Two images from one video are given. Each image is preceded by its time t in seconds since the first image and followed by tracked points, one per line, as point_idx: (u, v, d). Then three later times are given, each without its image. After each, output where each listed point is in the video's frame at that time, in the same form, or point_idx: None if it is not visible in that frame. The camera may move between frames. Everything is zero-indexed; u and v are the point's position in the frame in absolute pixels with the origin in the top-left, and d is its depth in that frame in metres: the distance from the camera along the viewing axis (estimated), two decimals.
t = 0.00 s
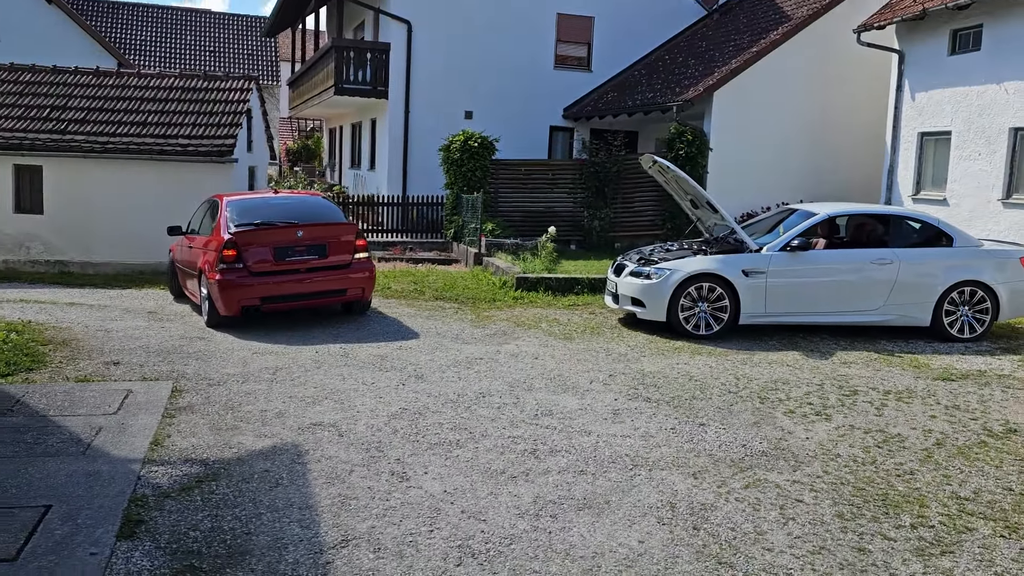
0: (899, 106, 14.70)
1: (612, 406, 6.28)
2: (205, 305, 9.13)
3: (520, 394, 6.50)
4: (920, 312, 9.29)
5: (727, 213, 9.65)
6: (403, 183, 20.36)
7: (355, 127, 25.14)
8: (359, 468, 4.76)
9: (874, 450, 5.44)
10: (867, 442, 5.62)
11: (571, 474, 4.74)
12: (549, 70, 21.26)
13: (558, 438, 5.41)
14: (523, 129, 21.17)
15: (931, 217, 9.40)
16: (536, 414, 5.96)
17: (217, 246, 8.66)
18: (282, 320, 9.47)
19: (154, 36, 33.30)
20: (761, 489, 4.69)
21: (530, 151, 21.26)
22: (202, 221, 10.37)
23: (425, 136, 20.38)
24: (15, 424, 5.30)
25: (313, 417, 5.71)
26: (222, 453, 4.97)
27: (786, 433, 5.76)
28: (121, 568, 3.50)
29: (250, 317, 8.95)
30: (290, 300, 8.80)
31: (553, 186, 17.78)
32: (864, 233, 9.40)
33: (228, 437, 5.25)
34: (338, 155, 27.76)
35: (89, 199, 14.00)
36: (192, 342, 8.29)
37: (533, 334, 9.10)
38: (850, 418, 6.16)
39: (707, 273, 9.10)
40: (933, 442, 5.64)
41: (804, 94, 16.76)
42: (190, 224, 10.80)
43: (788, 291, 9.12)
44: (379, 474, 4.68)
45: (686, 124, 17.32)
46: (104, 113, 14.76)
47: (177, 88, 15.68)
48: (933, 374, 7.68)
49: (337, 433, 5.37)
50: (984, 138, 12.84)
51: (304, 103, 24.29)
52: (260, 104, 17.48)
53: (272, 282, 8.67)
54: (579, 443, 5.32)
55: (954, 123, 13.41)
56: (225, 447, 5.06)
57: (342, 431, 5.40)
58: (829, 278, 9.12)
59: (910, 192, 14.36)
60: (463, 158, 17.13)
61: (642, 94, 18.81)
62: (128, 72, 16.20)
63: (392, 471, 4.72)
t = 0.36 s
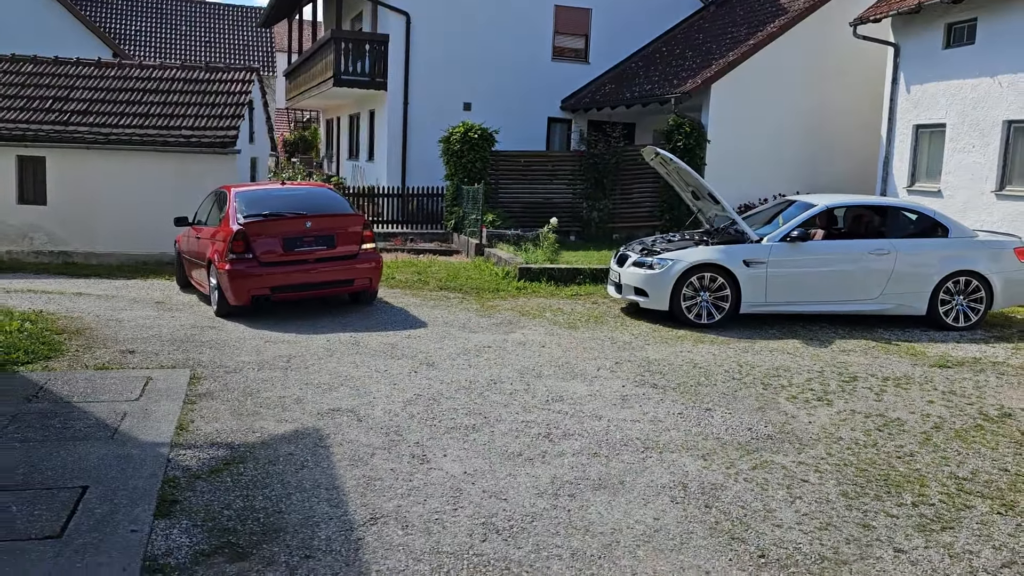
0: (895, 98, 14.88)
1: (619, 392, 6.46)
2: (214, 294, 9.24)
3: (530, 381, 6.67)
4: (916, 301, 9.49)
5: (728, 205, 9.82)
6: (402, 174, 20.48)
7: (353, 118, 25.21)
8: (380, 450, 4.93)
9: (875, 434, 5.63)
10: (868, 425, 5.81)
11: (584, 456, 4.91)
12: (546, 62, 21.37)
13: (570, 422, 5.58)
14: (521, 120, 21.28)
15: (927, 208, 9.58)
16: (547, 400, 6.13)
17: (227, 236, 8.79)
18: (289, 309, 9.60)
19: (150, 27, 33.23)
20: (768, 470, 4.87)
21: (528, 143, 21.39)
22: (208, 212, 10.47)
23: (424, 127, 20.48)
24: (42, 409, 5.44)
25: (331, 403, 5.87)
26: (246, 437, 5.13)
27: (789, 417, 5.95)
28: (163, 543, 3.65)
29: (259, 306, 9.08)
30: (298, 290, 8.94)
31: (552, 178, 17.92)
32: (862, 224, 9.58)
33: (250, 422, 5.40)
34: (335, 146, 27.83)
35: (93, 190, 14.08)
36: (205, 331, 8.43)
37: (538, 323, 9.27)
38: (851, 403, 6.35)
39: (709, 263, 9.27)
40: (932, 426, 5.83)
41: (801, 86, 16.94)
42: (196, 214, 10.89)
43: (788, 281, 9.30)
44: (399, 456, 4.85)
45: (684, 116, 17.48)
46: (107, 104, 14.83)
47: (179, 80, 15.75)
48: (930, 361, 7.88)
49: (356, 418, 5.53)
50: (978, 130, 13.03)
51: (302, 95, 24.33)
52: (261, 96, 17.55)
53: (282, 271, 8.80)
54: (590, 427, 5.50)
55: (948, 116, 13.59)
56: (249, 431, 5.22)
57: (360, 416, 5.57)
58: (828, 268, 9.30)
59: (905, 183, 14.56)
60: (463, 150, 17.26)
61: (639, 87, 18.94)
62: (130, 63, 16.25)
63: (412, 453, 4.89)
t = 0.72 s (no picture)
0: (888, 92, 15.08)
1: (625, 380, 6.63)
2: (220, 285, 9.36)
3: (538, 370, 6.84)
4: (910, 292, 9.70)
5: (726, 197, 9.98)
6: (397, 167, 20.58)
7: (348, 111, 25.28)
8: (398, 436, 5.09)
9: (873, 419, 5.82)
10: (866, 411, 6.01)
11: (595, 441, 5.09)
12: (541, 55, 21.48)
13: (579, 409, 5.76)
14: (516, 113, 21.39)
15: (921, 201, 9.78)
16: (556, 387, 6.30)
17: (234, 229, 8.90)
18: (294, 301, 9.73)
19: (142, 18, 33.12)
20: (772, 453, 5.05)
21: (523, 136, 21.51)
22: (211, 204, 10.59)
23: (419, 120, 20.57)
24: (65, 398, 5.57)
25: (345, 391, 6.02)
26: (267, 423, 5.28)
27: (791, 403, 6.14)
28: (198, 523, 3.80)
29: (265, 298, 9.21)
30: (304, 282, 9.07)
31: (548, 171, 18.07)
32: (857, 216, 9.77)
33: (268, 409, 5.55)
34: (330, 139, 27.88)
35: (93, 183, 14.16)
36: (213, 322, 8.56)
37: (540, 313, 9.44)
38: (849, 390, 6.55)
39: (708, 255, 9.46)
40: (928, 412, 6.03)
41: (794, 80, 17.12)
42: (198, 207, 10.99)
43: (784, 272, 9.49)
44: (416, 441, 5.01)
45: (679, 109, 17.64)
46: (106, 97, 14.88)
47: (178, 73, 15.80)
48: (924, 350, 8.09)
49: (371, 405, 5.69)
50: (969, 124, 13.24)
51: (298, 88, 24.37)
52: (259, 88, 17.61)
53: (288, 263, 8.93)
54: (599, 413, 5.68)
55: (940, 109, 13.80)
56: (268, 418, 5.37)
57: (375, 404, 5.72)
58: (823, 259, 9.49)
59: (896, 176, 14.77)
60: (460, 143, 17.38)
61: (634, 80, 19.09)
62: (128, 56, 16.29)
63: (429, 438, 5.05)
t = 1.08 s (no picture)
0: (883, 86, 15.24)
1: (634, 370, 6.77)
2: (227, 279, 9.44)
3: (547, 361, 6.98)
4: (907, 283, 9.87)
5: (727, 191, 10.11)
6: (394, 160, 20.63)
7: (344, 105, 25.30)
8: (417, 425, 5.22)
9: (877, 407, 5.98)
10: (870, 399, 6.16)
11: (610, 429, 5.23)
12: (538, 49, 21.56)
13: (591, 398, 5.90)
14: (513, 106, 21.46)
15: (918, 193, 9.93)
16: (567, 378, 6.44)
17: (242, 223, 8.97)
18: (301, 295, 9.82)
19: (136, 12, 33.04)
20: (782, 440, 5.20)
21: (520, 129, 21.60)
22: (217, 199, 10.67)
23: (416, 114, 20.61)
24: (88, 390, 5.68)
25: (362, 382, 6.14)
26: (288, 413, 5.40)
27: (797, 392, 6.29)
28: (233, 509, 3.92)
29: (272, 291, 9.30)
30: (312, 275, 9.16)
31: (545, 164, 18.18)
32: (856, 209, 9.91)
33: (288, 400, 5.67)
34: (325, 133, 27.89)
35: (94, 178, 14.19)
36: (223, 315, 8.65)
37: (545, 306, 9.57)
38: (852, 379, 6.71)
39: (710, 247, 9.59)
40: (930, 400, 6.19)
41: (790, 74, 17.26)
42: (203, 202, 11.05)
43: (785, 264, 9.64)
44: (436, 430, 5.14)
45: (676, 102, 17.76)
46: (107, 92, 14.91)
47: (178, 67, 15.84)
48: (924, 340, 8.25)
49: (389, 396, 5.81)
50: (963, 117, 13.40)
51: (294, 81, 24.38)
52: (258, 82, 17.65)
53: (296, 257, 9.02)
54: (611, 402, 5.82)
55: (934, 103, 13.96)
56: (289, 409, 5.49)
57: (393, 394, 5.85)
58: (823, 251, 9.64)
59: (891, 169, 14.94)
60: (458, 137, 17.45)
61: (631, 73, 19.17)
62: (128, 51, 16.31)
63: (448, 428, 5.18)
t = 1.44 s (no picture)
0: (881, 81, 15.37)
1: (646, 361, 6.90)
2: (239, 274, 9.53)
3: (561, 353, 7.10)
4: (910, 276, 10.02)
5: (732, 184, 10.23)
6: (395, 155, 20.71)
7: (343, 101, 25.36)
8: (440, 415, 5.34)
9: (886, 396, 6.11)
10: (878, 389, 6.30)
11: (629, 418, 5.35)
12: (537, 45, 21.63)
13: (607, 388, 6.03)
14: (513, 102, 21.53)
15: (920, 187, 10.07)
16: (582, 369, 6.58)
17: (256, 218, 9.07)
18: (312, 290, 9.92)
19: (133, 8, 32.99)
20: (796, 428, 5.33)
21: (520, 125, 21.69)
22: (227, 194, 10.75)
23: (417, 109, 20.67)
24: (115, 382, 5.78)
25: (381, 373, 6.26)
26: (313, 404, 5.52)
27: (807, 382, 6.43)
28: (271, 495, 4.03)
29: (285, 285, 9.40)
30: (324, 270, 9.27)
31: (546, 160, 18.29)
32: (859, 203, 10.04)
33: (311, 392, 5.78)
34: (324, 128, 27.94)
35: (100, 174, 14.25)
36: (237, 310, 8.75)
37: (553, 299, 9.70)
38: (861, 369, 6.85)
39: (716, 241, 9.73)
40: (937, 389, 6.33)
41: (789, 69, 17.39)
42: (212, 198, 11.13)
43: (790, 258, 9.77)
44: (459, 419, 5.25)
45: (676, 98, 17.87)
46: (112, 89, 14.96)
47: (182, 64, 15.90)
48: (928, 331, 8.40)
49: (409, 387, 5.94)
50: (962, 113, 13.55)
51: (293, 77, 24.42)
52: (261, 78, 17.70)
53: (309, 252, 9.13)
54: (627, 392, 5.95)
55: (933, 98, 14.10)
56: (314, 399, 5.61)
57: (413, 386, 5.97)
58: (826, 245, 9.79)
59: (890, 163, 15.09)
60: (460, 133, 17.53)
61: (631, 69, 19.24)
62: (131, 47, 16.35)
63: (470, 417, 5.30)
